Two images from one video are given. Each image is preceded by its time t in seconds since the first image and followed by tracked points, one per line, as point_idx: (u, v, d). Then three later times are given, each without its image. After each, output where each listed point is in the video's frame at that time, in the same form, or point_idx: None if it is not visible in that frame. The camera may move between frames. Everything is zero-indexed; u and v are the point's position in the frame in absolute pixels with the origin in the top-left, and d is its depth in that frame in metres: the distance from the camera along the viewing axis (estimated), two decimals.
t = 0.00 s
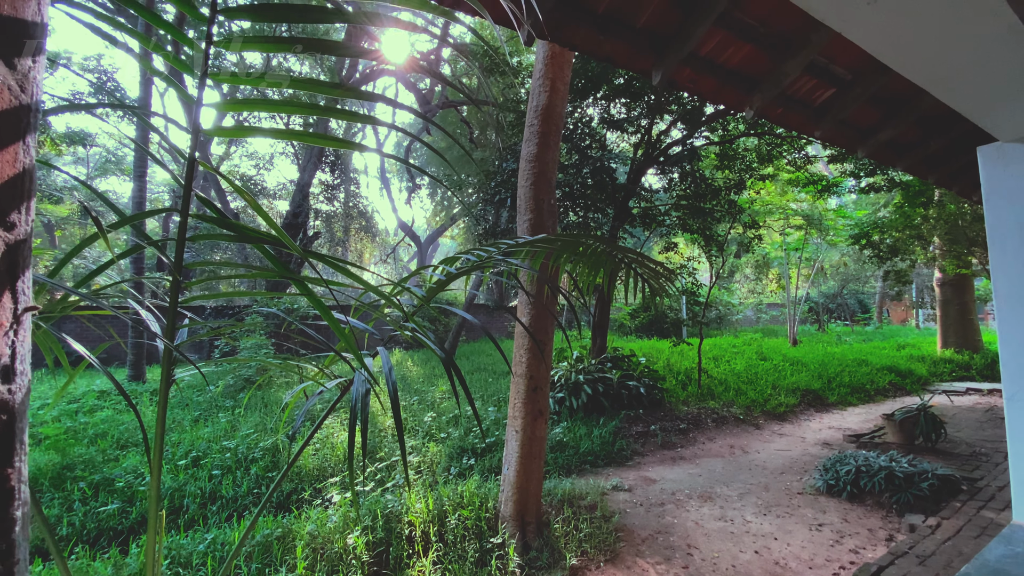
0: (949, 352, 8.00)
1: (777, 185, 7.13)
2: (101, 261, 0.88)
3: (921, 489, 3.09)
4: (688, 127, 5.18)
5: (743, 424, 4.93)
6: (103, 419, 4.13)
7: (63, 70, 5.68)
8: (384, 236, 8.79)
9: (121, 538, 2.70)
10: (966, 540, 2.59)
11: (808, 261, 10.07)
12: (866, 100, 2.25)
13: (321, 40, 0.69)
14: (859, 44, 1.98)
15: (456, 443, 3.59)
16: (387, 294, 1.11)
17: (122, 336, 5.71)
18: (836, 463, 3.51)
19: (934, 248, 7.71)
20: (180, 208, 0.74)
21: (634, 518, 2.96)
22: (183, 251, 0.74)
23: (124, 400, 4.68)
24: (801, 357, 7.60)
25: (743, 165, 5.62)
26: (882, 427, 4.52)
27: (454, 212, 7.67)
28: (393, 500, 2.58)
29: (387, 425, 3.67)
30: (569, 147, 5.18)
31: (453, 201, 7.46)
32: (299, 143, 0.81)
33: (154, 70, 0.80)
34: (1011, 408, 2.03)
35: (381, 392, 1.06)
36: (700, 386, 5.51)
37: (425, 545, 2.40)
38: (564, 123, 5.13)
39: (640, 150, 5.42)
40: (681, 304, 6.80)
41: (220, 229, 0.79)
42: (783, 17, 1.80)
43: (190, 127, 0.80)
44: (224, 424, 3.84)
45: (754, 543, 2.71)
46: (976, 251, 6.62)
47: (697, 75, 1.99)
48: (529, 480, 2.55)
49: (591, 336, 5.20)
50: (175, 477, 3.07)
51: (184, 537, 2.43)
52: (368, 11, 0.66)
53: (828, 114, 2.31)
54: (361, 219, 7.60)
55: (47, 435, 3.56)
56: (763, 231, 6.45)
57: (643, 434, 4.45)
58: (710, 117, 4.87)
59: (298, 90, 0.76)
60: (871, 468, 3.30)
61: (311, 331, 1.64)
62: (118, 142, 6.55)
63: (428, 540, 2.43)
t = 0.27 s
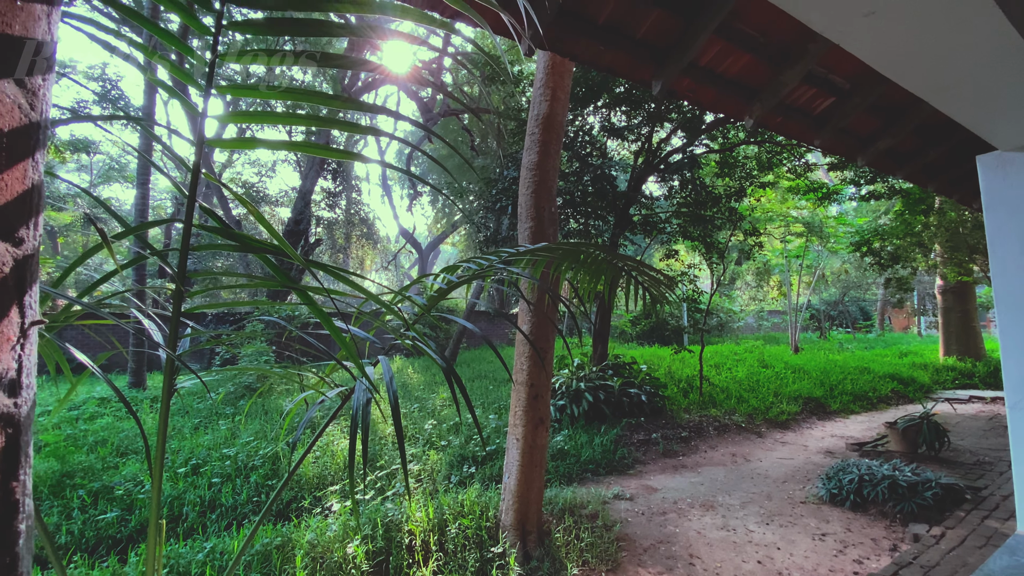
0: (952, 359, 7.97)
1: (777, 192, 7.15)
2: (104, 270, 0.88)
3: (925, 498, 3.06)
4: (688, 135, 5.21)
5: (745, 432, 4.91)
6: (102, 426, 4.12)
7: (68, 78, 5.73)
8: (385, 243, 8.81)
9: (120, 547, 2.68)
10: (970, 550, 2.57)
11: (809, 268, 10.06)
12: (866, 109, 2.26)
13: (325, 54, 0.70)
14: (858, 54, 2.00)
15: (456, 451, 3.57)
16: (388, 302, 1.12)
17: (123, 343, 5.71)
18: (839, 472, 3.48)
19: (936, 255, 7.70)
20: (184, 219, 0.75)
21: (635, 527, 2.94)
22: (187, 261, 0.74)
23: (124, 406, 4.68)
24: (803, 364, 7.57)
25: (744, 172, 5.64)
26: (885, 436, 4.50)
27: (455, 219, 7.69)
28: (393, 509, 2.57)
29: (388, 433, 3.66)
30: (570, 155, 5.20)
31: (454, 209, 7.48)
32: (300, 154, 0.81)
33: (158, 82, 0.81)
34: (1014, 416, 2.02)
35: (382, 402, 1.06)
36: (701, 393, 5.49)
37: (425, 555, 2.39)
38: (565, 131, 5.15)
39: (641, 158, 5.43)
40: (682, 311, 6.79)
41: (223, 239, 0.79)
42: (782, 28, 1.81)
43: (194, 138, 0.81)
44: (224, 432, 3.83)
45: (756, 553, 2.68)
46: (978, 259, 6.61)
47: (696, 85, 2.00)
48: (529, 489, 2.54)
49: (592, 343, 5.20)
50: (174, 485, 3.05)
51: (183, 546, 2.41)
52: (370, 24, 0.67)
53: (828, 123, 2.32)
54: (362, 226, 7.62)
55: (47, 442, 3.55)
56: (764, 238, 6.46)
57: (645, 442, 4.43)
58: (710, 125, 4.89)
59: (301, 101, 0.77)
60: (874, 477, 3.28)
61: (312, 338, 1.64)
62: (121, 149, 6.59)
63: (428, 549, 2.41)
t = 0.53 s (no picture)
0: (954, 368, 7.95)
1: (777, 201, 7.17)
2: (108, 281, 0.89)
3: (929, 509, 3.04)
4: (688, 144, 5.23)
5: (747, 441, 4.89)
6: (102, 434, 4.11)
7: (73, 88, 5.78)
8: (387, 251, 8.83)
9: (118, 557, 2.66)
10: (975, 561, 2.55)
11: (810, 276, 10.06)
12: (865, 118, 2.28)
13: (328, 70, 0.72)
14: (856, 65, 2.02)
15: (456, 461, 3.56)
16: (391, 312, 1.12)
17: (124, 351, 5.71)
18: (842, 482, 3.46)
19: (936, 263, 7.71)
20: (189, 230, 0.75)
21: (637, 538, 2.92)
22: (191, 273, 0.74)
23: (124, 415, 4.66)
24: (804, 373, 7.54)
25: (743, 181, 5.66)
26: (888, 445, 4.47)
27: (456, 227, 7.71)
28: (392, 519, 2.56)
29: (388, 441, 3.65)
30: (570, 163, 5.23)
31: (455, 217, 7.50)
32: (302, 166, 0.82)
33: (162, 94, 0.81)
34: (1016, 425, 2.02)
35: (384, 412, 1.06)
36: (703, 402, 5.47)
37: (425, 565, 2.37)
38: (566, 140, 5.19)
39: (641, 166, 5.46)
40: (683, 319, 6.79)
41: (227, 250, 0.80)
42: (779, 39, 1.84)
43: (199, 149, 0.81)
44: (224, 440, 3.82)
45: (759, 564, 2.66)
46: (979, 267, 6.61)
47: (695, 95, 2.03)
48: (530, 498, 2.53)
49: (592, 351, 5.19)
50: (173, 494, 3.04)
51: (181, 556, 2.40)
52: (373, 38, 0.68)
53: (827, 132, 2.34)
54: (364, 234, 7.64)
55: (47, 450, 3.54)
56: (764, 246, 6.47)
57: (646, 451, 4.42)
58: (710, 134, 4.93)
59: (304, 114, 0.78)
60: (877, 487, 3.26)
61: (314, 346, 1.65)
62: (124, 157, 6.63)
63: (428, 560, 2.39)
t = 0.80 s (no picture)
0: (956, 377, 7.92)
1: (777, 210, 7.19)
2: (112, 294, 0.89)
3: (932, 519, 3.02)
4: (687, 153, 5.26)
5: (749, 450, 4.86)
6: (101, 443, 4.10)
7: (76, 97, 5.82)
8: (387, 259, 8.85)
9: (116, 568, 2.65)
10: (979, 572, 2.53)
11: (810, 285, 10.06)
12: (863, 128, 2.29)
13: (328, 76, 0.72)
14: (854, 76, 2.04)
15: (456, 470, 3.54)
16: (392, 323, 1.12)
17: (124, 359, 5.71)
18: (844, 492, 3.44)
19: (937, 271, 7.71)
20: (194, 244, 0.76)
21: (639, 549, 2.90)
22: (195, 287, 0.75)
23: (123, 424, 4.65)
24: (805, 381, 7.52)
25: (743, 190, 5.68)
26: (890, 454, 4.45)
27: (457, 235, 7.73)
28: (392, 529, 2.54)
29: (388, 451, 3.64)
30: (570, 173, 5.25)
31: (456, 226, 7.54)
32: (304, 179, 0.83)
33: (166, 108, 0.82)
34: (1018, 435, 2.02)
35: (385, 424, 1.06)
36: (704, 411, 5.45)
37: None
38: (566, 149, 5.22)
39: (641, 175, 5.48)
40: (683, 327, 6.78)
41: (231, 263, 0.80)
42: (777, 52, 1.86)
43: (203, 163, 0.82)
44: (223, 449, 3.81)
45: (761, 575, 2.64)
46: (979, 275, 6.62)
47: (694, 106, 2.05)
48: (531, 509, 2.51)
49: (593, 360, 5.18)
50: (172, 504, 3.03)
51: (179, 567, 2.38)
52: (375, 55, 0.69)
53: (825, 143, 2.36)
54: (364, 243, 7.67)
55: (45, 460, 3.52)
56: (764, 254, 6.48)
57: (647, 460, 4.40)
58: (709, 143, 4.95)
59: (305, 127, 0.79)
60: (880, 497, 3.24)
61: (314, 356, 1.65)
62: (126, 165, 6.66)
63: (428, 571, 2.38)
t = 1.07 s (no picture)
0: (957, 386, 7.90)
1: (776, 219, 7.21)
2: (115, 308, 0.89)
3: (936, 530, 3.00)
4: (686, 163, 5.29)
5: (750, 460, 4.84)
6: (99, 454, 4.08)
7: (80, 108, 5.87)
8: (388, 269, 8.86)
9: None
10: None
11: (810, 293, 10.06)
12: (860, 140, 2.31)
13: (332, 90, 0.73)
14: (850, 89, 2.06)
15: (456, 481, 3.52)
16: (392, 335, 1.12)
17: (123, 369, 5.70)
18: (847, 503, 3.42)
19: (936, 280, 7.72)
20: (196, 260, 0.77)
21: (640, 561, 2.87)
22: (198, 302, 0.76)
23: (122, 434, 4.63)
24: (807, 391, 7.50)
25: (742, 199, 5.70)
26: (893, 464, 4.43)
27: (457, 245, 7.75)
28: (391, 542, 2.52)
29: (388, 461, 3.62)
30: (570, 182, 5.28)
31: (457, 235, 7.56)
32: (305, 195, 0.84)
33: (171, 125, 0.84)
34: (1020, 446, 2.01)
35: (385, 437, 1.05)
36: (705, 421, 5.43)
37: None
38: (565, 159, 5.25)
39: (640, 185, 5.50)
40: (684, 336, 6.77)
41: (234, 278, 0.81)
42: (775, 65, 1.88)
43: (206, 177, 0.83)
44: (222, 460, 3.79)
45: None
46: (979, 284, 6.62)
47: (692, 119, 2.06)
48: (532, 521, 2.50)
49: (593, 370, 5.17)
50: (170, 516, 3.01)
51: None
52: (378, 76, 0.71)
53: (823, 154, 2.37)
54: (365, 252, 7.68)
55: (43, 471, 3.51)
56: (763, 264, 6.50)
57: (648, 471, 4.37)
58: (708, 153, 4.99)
59: (307, 143, 0.80)
60: (883, 508, 3.22)
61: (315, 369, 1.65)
62: (128, 176, 6.70)
63: None
